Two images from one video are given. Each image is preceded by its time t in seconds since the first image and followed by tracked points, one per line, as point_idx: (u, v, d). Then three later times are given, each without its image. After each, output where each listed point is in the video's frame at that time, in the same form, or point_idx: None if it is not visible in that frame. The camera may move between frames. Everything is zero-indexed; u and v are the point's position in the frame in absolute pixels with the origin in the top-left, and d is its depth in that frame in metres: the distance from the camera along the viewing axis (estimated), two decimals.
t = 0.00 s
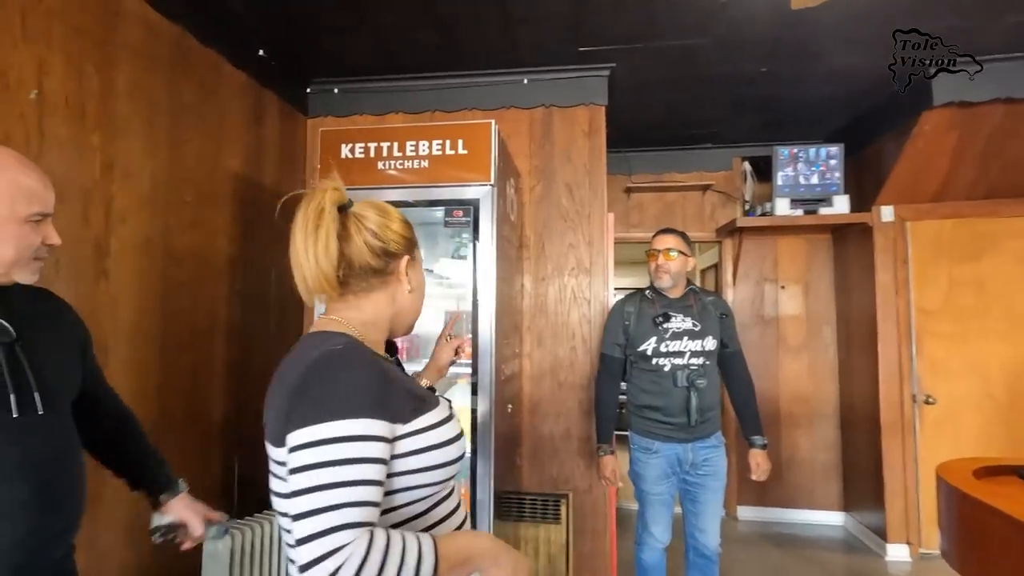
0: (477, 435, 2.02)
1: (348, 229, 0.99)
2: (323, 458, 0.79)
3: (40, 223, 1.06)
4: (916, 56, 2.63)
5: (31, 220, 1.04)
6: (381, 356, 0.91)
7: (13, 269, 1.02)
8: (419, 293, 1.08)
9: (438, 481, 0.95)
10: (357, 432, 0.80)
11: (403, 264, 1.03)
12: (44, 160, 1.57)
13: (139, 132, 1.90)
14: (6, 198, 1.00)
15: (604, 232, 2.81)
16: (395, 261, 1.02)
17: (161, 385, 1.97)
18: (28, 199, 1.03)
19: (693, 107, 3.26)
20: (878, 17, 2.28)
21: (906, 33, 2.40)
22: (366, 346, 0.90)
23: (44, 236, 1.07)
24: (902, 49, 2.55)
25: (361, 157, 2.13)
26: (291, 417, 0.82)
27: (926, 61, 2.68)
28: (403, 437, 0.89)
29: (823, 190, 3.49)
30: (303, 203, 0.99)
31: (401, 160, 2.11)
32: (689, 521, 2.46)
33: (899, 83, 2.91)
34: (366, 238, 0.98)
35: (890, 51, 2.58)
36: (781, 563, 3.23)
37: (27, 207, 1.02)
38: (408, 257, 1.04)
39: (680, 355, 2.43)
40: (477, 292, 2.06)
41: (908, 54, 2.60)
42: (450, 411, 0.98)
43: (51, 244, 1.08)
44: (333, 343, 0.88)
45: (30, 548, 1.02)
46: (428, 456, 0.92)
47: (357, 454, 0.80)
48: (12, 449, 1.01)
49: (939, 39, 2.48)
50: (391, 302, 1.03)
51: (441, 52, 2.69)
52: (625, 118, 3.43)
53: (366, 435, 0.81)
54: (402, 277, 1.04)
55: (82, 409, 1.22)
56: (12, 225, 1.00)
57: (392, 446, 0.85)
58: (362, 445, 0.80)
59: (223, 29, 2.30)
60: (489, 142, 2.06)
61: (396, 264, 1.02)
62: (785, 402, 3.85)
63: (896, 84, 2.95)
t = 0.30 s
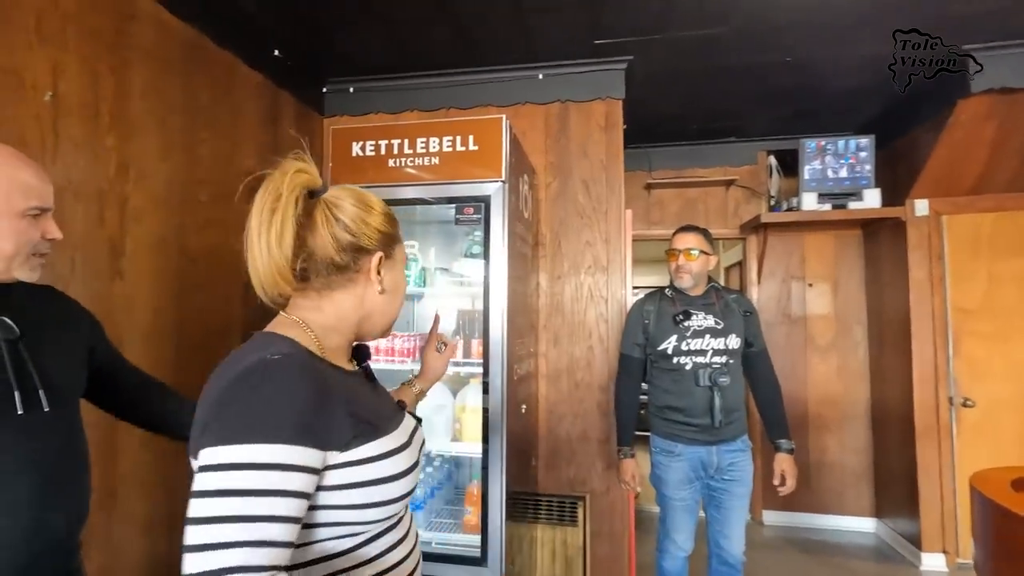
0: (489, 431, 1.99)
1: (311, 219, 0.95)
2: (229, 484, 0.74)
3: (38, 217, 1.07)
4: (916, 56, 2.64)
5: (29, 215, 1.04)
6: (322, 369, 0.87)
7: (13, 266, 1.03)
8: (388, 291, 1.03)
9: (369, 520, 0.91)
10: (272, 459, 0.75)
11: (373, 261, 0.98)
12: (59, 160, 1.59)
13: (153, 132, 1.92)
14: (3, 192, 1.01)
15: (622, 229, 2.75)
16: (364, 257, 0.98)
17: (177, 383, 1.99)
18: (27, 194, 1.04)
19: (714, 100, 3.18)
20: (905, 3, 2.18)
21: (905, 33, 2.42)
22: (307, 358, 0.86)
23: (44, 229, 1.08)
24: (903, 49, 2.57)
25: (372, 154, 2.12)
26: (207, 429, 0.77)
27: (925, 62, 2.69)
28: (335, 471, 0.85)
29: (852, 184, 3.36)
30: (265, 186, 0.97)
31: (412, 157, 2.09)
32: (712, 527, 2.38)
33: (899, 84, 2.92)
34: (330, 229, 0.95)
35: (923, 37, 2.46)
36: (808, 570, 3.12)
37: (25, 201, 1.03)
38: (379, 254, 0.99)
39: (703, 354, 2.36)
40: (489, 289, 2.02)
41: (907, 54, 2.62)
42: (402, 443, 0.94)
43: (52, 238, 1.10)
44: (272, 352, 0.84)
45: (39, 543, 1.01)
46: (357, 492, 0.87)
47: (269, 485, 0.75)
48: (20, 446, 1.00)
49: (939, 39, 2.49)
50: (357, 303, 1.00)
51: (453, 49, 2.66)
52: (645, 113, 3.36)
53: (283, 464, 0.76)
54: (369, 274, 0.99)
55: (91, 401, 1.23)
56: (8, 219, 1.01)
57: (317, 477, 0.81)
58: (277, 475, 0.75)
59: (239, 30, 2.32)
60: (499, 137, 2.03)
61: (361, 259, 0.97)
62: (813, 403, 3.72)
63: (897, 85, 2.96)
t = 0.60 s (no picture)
0: (498, 431, 1.97)
1: (275, 211, 0.96)
2: (176, 501, 0.72)
3: (43, 216, 1.08)
4: (916, 56, 2.65)
5: (33, 214, 1.06)
6: (282, 374, 0.85)
7: (21, 264, 1.05)
8: (356, 287, 1.01)
9: (339, 530, 0.89)
10: (219, 474, 0.73)
11: (340, 254, 0.97)
12: (73, 161, 1.61)
13: (166, 133, 1.94)
14: (6, 191, 1.02)
15: (637, 226, 2.70)
16: (330, 251, 0.96)
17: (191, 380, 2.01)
18: (31, 193, 1.06)
19: (732, 94, 3.11)
20: None
21: (905, 33, 2.43)
22: (266, 363, 0.84)
23: (50, 228, 1.10)
24: (903, 49, 2.57)
25: (381, 152, 2.11)
26: (159, 437, 0.76)
27: (924, 62, 2.70)
28: (297, 483, 0.83)
29: (879, 178, 3.25)
30: (222, 174, 0.96)
31: (421, 154, 2.07)
32: (730, 528, 2.33)
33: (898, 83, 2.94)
34: (293, 222, 0.94)
35: (952, 24, 2.36)
36: None
37: (29, 201, 1.05)
38: (347, 248, 0.98)
39: (722, 355, 2.30)
40: (499, 288, 1.99)
41: (906, 54, 2.63)
42: (373, 449, 0.92)
43: (58, 236, 1.11)
44: (229, 358, 0.82)
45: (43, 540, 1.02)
46: (320, 505, 0.85)
47: (218, 500, 0.73)
48: (21, 443, 1.01)
49: (939, 39, 2.50)
50: (325, 300, 0.98)
51: (465, 47, 2.64)
52: (661, 108, 3.30)
53: (232, 478, 0.74)
54: (338, 270, 0.98)
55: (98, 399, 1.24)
56: (14, 218, 1.02)
57: (275, 490, 0.79)
58: (227, 489, 0.74)
59: (252, 31, 2.33)
60: (509, 133, 2.00)
61: (325, 252, 0.96)
62: (837, 404, 3.62)
63: (897, 85, 2.98)
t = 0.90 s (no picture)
0: (509, 429, 1.95)
1: (274, 210, 0.94)
2: (197, 496, 0.72)
3: (49, 214, 1.10)
4: (916, 56, 2.68)
5: (38, 211, 1.07)
6: (296, 368, 0.83)
7: (27, 260, 1.06)
8: (359, 280, 1.00)
9: (356, 519, 0.88)
10: (240, 467, 0.72)
11: (341, 250, 0.96)
12: (86, 160, 1.63)
13: (179, 131, 1.96)
14: (12, 189, 1.03)
15: (651, 221, 2.65)
16: (331, 246, 0.95)
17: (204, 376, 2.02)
18: (36, 191, 1.07)
19: (749, 87, 3.05)
20: None
21: (905, 33, 2.46)
22: (281, 357, 0.82)
23: (55, 226, 1.11)
24: (903, 49, 2.61)
25: (391, 148, 2.11)
26: (181, 441, 0.74)
27: (923, 63, 2.74)
28: (314, 474, 0.81)
29: (904, 171, 3.15)
30: (217, 176, 0.94)
31: (431, 150, 2.06)
32: (747, 528, 2.28)
33: (898, 83, 2.98)
34: (293, 219, 0.93)
35: (983, 10, 2.27)
36: None
37: (34, 198, 1.06)
38: (349, 242, 0.97)
39: (740, 354, 2.24)
40: (509, 285, 1.97)
41: (905, 55, 2.67)
42: (385, 438, 0.91)
43: (63, 234, 1.12)
44: (243, 354, 0.80)
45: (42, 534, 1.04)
46: (337, 494, 0.84)
47: (240, 492, 0.72)
48: (24, 438, 1.02)
49: (939, 39, 2.53)
50: (330, 294, 0.97)
51: (477, 42, 2.62)
52: (676, 102, 3.25)
53: (247, 472, 0.72)
54: (341, 264, 0.96)
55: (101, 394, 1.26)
56: (19, 216, 1.03)
57: (298, 481, 0.78)
58: (248, 482, 0.72)
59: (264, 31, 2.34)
60: (519, 128, 1.97)
61: (325, 248, 0.95)
62: (859, 404, 3.52)
63: (896, 85, 3.02)
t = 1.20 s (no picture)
0: (514, 426, 1.93)
1: (317, 218, 0.97)
2: (267, 455, 0.74)
3: (49, 209, 1.10)
4: (916, 56, 2.71)
5: (38, 206, 1.07)
6: (356, 351, 0.87)
7: (25, 255, 1.06)
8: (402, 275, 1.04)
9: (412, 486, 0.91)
10: (315, 428, 0.75)
11: (383, 249, 0.99)
12: (94, 155, 1.64)
13: (187, 127, 1.96)
14: (13, 183, 1.03)
15: (661, 215, 2.61)
16: (376, 248, 0.99)
17: (210, 372, 2.03)
18: (36, 186, 1.07)
19: (760, 80, 3.00)
20: None
21: (904, 33, 2.50)
22: (342, 339, 0.86)
23: (55, 221, 1.11)
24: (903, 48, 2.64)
25: (397, 143, 2.09)
26: (254, 411, 0.78)
27: (923, 63, 2.78)
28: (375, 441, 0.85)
29: (923, 164, 3.07)
30: (268, 197, 0.97)
31: (436, 144, 2.05)
32: (758, 528, 2.24)
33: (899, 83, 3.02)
34: (336, 225, 0.96)
35: None
36: None
37: (34, 193, 1.06)
38: (389, 241, 1.00)
39: (754, 351, 2.20)
40: (515, 280, 1.95)
41: (906, 55, 2.70)
42: (433, 412, 0.93)
43: (62, 229, 1.13)
44: (307, 335, 0.85)
45: (41, 528, 1.04)
46: (396, 461, 0.87)
47: (312, 451, 0.75)
48: (24, 431, 1.03)
49: (939, 39, 2.56)
50: (373, 289, 1.00)
51: (485, 36, 2.60)
52: (687, 96, 3.21)
53: (315, 433, 0.75)
54: (383, 263, 1.00)
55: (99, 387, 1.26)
56: (19, 211, 1.03)
57: (358, 447, 0.80)
58: (318, 442, 0.75)
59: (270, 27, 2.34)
60: (526, 122, 1.95)
61: (372, 251, 0.98)
62: (876, 403, 3.45)
63: (896, 84, 3.05)
